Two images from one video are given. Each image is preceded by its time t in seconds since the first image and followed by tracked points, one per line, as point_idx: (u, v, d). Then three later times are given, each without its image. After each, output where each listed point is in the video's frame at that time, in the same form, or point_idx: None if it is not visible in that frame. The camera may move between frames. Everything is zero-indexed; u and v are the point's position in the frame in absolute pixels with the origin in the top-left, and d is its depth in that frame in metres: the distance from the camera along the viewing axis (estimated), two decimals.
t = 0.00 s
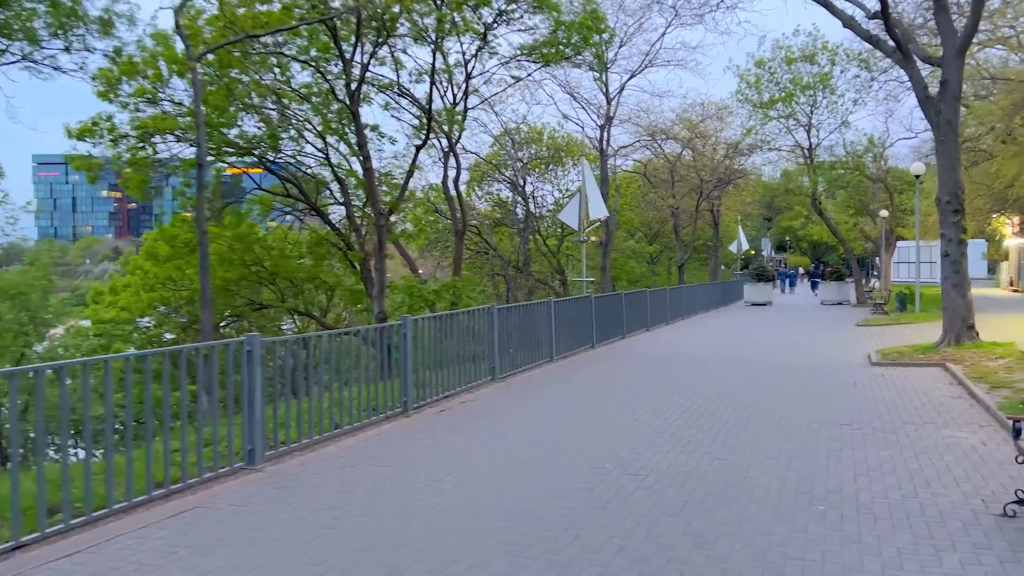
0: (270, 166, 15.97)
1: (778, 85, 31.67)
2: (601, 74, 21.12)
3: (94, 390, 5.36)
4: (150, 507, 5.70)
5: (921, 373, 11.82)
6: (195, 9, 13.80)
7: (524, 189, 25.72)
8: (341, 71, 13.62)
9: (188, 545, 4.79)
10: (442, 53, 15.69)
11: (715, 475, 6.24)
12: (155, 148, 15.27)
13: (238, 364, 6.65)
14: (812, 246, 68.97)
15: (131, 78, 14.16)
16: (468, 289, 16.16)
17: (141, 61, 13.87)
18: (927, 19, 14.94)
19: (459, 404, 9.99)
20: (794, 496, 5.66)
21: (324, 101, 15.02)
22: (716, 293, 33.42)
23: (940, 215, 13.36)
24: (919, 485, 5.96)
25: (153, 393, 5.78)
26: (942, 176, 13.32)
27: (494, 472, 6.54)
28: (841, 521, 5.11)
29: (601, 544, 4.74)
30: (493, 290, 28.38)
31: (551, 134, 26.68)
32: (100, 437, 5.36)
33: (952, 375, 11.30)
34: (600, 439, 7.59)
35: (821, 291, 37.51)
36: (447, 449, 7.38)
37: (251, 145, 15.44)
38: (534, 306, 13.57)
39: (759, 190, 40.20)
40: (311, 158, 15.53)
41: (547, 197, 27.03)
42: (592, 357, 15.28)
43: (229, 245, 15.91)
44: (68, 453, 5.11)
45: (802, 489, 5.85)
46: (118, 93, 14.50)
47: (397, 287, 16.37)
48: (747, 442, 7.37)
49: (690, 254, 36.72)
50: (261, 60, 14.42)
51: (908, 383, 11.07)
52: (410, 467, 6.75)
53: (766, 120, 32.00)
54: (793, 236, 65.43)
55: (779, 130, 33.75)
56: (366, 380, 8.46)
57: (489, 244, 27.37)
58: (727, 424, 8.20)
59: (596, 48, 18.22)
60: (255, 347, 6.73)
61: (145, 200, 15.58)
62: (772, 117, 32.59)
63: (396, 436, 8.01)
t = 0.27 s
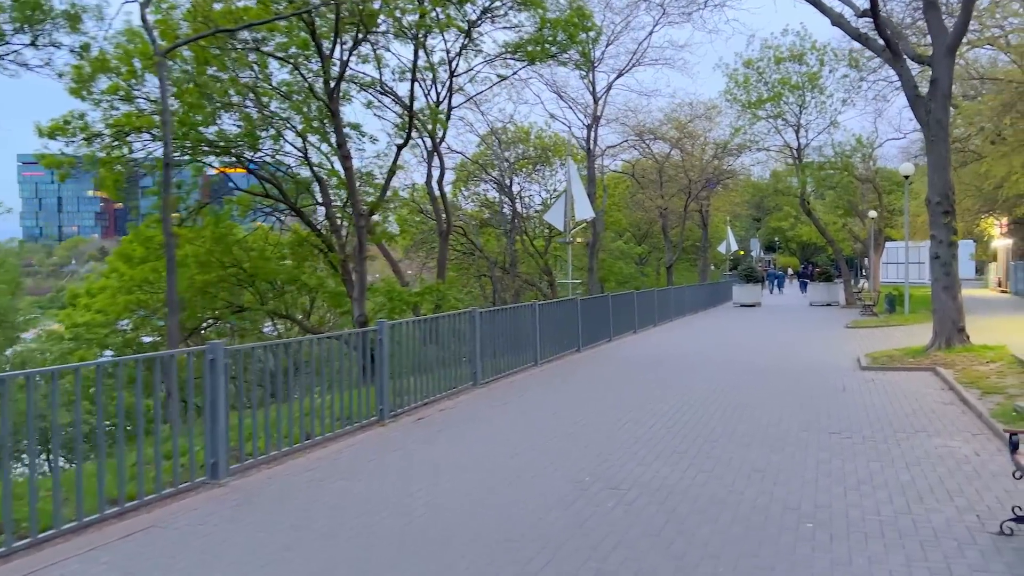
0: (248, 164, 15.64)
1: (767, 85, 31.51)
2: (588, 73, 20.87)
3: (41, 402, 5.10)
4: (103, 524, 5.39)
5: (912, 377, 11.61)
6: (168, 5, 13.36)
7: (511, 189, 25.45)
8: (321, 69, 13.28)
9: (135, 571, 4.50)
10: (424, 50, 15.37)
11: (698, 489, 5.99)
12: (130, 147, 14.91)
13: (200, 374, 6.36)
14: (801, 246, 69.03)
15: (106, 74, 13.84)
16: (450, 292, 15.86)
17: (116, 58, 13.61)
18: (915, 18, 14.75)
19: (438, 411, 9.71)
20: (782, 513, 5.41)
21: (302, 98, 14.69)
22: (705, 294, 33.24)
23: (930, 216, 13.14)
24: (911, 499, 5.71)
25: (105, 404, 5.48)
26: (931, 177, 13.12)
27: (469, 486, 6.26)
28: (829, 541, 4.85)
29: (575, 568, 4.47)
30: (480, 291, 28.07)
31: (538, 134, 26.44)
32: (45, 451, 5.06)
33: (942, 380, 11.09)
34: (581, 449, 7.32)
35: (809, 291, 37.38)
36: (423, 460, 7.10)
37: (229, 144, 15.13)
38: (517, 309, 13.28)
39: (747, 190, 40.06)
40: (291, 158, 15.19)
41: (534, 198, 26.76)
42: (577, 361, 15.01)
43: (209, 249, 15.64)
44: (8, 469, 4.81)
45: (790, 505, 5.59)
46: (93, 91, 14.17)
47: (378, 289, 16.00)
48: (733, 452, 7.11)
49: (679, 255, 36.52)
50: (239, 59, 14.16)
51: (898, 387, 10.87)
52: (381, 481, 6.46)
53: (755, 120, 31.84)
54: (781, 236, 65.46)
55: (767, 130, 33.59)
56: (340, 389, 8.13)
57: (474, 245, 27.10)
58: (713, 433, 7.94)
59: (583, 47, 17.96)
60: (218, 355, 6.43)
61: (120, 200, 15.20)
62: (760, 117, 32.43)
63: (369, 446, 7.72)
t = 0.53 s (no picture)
0: (226, 161, 15.43)
1: (754, 84, 31.39)
2: (574, 70, 20.66)
3: None
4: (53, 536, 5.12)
5: (900, 378, 11.44)
6: None
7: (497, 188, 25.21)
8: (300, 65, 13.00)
9: None
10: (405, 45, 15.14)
11: (680, 496, 5.77)
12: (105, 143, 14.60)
13: (160, 377, 6.07)
14: (789, 246, 69.11)
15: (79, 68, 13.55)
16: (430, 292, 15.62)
17: (90, 52, 13.36)
18: (903, 15, 14.59)
19: (416, 414, 9.45)
20: (766, 521, 5.19)
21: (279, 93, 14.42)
22: (693, 295, 33.08)
23: (918, 215, 12.97)
24: (900, 506, 5.50)
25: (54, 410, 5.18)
26: (919, 175, 12.95)
27: (441, 493, 6.02)
28: (815, 552, 4.63)
29: None
30: (466, 291, 27.79)
31: (525, 133, 26.21)
32: None
33: (931, 380, 10.92)
34: (561, 453, 7.09)
35: (798, 291, 37.29)
36: (397, 465, 6.85)
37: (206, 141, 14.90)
38: (500, 309, 13.02)
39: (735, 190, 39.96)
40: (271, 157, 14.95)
41: (521, 197, 26.52)
42: (561, 361, 14.79)
43: (187, 249, 15.40)
44: None
45: (774, 513, 5.37)
46: (66, 86, 13.86)
47: (359, 289, 15.68)
48: (716, 457, 6.89)
49: (667, 254, 36.35)
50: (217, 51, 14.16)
51: (886, 388, 10.69)
52: (351, 488, 6.21)
53: (742, 119, 31.71)
54: (770, 236, 65.50)
55: (755, 130, 33.47)
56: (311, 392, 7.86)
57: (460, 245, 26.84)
58: (697, 437, 7.71)
59: (568, 43, 17.75)
60: (179, 357, 6.12)
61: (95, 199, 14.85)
62: (749, 116, 32.28)
63: (342, 451, 7.46)
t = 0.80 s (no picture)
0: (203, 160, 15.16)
1: (743, 84, 31.24)
2: (560, 68, 20.41)
3: None
4: None
5: (888, 380, 11.24)
6: None
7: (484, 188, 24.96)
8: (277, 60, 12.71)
9: None
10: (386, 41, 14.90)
11: (660, 510, 5.51)
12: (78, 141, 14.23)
13: (114, 383, 5.78)
14: (779, 246, 69.11)
15: (51, 63, 13.22)
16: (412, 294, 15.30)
17: (61, 47, 13.01)
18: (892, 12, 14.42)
19: (392, 419, 9.18)
20: (748, 536, 4.95)
21: (258, 90, 14.16)
22: (681, 295, 32.90)
23: (907, 215, 12.78)
24: (888, 519, 5.26)
25: None
26: (908, 174, 12.76)
27: (411, 505, 5.75)
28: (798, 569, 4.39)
29: None
30: (453, 292, 27.46)
31: (511, 132, 25.97)
32: None
33: (920, 384, 10.72)
34: (538, 462, 6.81)
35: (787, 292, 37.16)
36: (367, 476, 6.57)
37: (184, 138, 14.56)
38: (482, 311, 12.75)
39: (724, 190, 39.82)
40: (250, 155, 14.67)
41: (508, 196, 26.27)
42: (546, 364, 14.54)
43: (164, 248, 15.10)
44: None
45: (757, 526, 5.13)
46: (38, 82, 13.53)
47: (338, 290, 15.32)
48: (698, 466, 6.65)
49: (656, 255, 36.16)
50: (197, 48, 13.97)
51: (874, 391, 10.48)
52: (317, 500, 5.93)
53: (731, 118, 31.56)
54: (759, 236, 65.47)
55: (744, 129, 33.32)
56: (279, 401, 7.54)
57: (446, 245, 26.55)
58: (680, 444, 7.46)
59: (554, 41, 17.51)
60: (135, 362, 5.84)
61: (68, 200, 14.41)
62: (738, 116, 32.12)
63: (312, 459, 7.18)
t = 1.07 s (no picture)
0: (184, 160, 14.89)
1: (734, 84, 31.10)
2: (549, 67, 20.20)
3: None
4: None
5: (880, 383, 11.04)
6: None
7: (473, 187, 24.72)
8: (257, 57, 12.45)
9: None
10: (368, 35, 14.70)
11: (645, 521, 5.28)
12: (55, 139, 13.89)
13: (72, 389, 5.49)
14: (771, 247, 69.11)
15: (25, 59, 12.91)
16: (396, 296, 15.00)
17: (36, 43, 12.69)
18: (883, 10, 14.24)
19: (372, 424, 8.92)
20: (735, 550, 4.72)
21: (240, 88, 13.89)
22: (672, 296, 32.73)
23: (899, 214, 12.59)
24: (882, 531, 5.04)
25: None
26: (900, 173, 12.58)
27: (385, 516, 5.51)
28: None
29: None
30: (442, 293, 27.23)
31: (501, 131, 25.75)
32: None
33: (912, 386, 10.52)
34: (519, 470, 6.57)
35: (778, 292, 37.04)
36: (341, 485, 6.32)
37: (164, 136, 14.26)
38: (468, 312, 12.49)
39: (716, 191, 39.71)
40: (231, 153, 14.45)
41: (497, 196, 26.04)
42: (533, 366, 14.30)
43: (143, 248, 14.88)
44: None
45: (745, 539, 4.90)
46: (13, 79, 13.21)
47: (322, 291, 14.96)
48: (686, 474, 6.41)
49: (647, 255, 36.01)
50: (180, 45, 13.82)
51: (866, 394, 10.27)
52: (286, 511, 5.67)
53: (721, 118, 31.41)
54: (750, 237, 65.43)
55: (735, 129, 33.19)
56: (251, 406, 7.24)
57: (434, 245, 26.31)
58: (667, 450, 7.23)
59: (542, 38, 17.29)
60: (95, 368, 5.57)
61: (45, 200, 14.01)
62: (728, 116, 31.98)
63: (286, 467, 6.92)
